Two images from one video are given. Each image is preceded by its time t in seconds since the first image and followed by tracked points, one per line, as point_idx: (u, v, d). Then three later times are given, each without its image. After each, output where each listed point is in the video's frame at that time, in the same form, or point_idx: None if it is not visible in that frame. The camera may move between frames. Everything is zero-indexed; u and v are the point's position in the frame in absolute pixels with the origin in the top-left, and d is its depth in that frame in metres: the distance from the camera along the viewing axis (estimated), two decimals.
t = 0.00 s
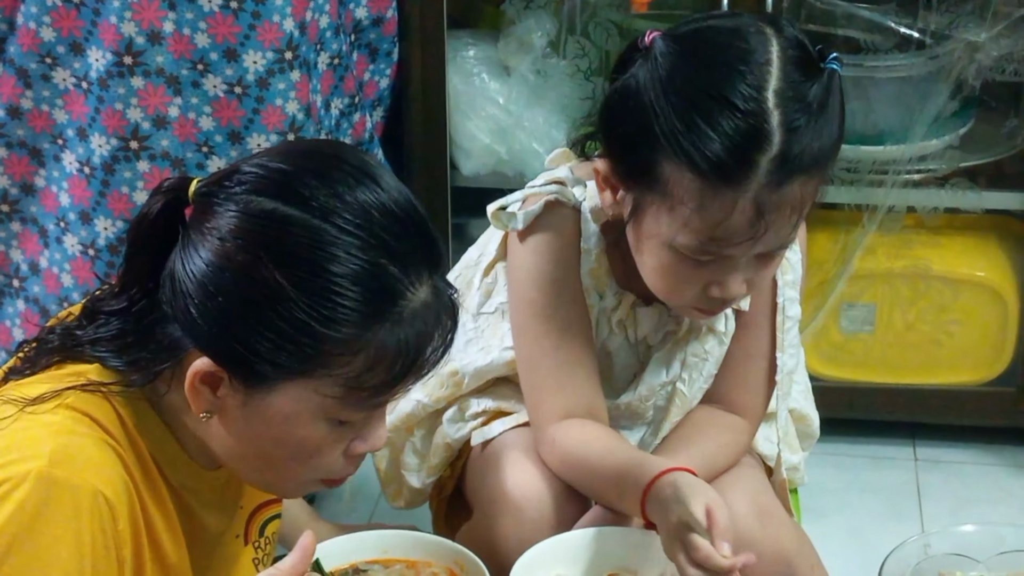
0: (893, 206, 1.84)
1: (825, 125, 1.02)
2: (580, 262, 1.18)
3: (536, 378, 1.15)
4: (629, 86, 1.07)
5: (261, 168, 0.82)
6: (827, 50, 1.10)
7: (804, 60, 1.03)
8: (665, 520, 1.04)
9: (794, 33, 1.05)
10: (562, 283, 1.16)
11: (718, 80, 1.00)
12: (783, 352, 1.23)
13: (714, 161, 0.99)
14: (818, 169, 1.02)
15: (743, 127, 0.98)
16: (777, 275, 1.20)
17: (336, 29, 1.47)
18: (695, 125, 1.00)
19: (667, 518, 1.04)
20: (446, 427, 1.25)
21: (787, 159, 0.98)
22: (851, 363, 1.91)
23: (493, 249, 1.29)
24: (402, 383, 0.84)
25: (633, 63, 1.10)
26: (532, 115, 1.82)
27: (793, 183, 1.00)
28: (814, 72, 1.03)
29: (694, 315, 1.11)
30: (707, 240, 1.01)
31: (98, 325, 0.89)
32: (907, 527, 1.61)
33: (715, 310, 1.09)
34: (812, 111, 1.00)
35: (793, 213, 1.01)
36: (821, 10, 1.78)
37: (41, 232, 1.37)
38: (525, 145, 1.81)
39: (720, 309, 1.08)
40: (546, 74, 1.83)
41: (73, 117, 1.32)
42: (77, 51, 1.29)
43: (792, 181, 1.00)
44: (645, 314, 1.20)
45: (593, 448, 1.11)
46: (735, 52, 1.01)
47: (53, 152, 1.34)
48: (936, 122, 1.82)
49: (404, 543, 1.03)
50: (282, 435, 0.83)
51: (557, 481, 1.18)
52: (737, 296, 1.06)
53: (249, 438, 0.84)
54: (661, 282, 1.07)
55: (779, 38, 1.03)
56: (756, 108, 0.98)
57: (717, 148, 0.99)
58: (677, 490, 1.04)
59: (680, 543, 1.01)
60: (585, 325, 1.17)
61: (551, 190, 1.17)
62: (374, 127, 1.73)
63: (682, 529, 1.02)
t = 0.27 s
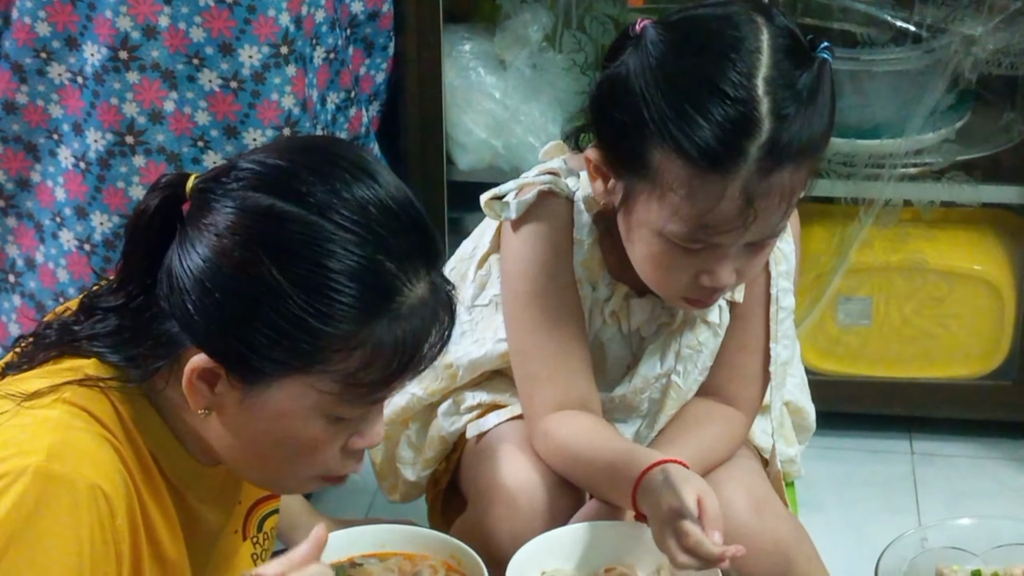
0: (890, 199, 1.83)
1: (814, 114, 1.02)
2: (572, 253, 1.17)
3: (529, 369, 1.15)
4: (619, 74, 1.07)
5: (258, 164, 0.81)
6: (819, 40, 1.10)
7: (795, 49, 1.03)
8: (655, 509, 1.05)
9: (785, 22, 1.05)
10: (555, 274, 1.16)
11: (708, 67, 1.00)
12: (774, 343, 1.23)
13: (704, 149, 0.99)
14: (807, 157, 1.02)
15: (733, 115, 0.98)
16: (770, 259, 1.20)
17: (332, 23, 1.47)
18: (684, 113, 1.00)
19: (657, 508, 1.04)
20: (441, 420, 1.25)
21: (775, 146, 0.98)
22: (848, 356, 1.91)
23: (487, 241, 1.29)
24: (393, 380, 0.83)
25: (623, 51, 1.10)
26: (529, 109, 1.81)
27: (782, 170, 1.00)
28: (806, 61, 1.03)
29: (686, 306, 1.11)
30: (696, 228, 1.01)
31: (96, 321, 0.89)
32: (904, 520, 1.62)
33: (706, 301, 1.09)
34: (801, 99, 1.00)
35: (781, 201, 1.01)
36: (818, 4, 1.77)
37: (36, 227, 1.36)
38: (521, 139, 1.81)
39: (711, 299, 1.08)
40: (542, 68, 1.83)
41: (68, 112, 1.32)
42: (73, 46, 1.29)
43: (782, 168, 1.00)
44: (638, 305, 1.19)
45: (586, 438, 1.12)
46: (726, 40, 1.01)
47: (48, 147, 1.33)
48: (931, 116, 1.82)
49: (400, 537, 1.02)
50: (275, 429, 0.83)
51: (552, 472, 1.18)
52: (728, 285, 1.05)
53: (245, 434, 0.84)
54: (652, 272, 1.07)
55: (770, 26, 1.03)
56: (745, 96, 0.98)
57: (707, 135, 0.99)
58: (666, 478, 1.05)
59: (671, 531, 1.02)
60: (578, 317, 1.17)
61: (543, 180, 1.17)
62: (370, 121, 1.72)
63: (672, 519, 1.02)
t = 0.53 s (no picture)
0: (887, 179, 1.83)
1: (813, 92, 1.01)
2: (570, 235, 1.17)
3: (527, 350, 1.15)
4: (616, 53, 1.06)
5: (232, 130, 0.84)
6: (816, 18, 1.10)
7: (792, 26, 1.02)
8: (675, 481, 1.03)
9: None
10: (553, 256, 1.16)
11: (706, 44, 1.00)
12: (774, 322, 1.23)
13: (703, 126, 0.99)
14: (806, 136, 1.01)
15: (732, 92, 0.98)
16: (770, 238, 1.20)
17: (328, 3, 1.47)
18: (683, 90, 1.00)
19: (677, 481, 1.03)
20: (439, 402, 1.25)
21: (774, 124, 0.98)
22: (846, 337, 1.92)
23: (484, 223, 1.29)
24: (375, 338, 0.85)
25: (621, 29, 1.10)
26: (525, 90, 1.80)
27: (781, 148, 1.00)
28: (803, 38, 1.02)
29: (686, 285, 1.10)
30: (696, 206, 1.00)
31: (76, 293, 0.91)
32: (900, 499, 1.62)
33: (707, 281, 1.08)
34: (800, 77, 1.00)
35: (781, 179, 1.01)
36: None
37: (33, 208, 1.35)
38: (517, 119, 1.80)
39: (711, 279, 1.08)
40: (540, 49, 1.81)
41: (64, 93, 1.31)
42: (67, 26, 1.28)
43: (781, 146, 0.99)
44: (636, 287, 1.19)
45: (585, 419, 1.11)
46: (722, 17, 1.01)
47: (44, 128, 1.33)
48: (929, 96, 1.82)
49: (398, 520, 1.01)
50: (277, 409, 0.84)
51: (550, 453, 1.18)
52: (727, 265, 1.05)
53: (229, 396, 0.86)
54: (650, 251, 1.06)
55: (768, 4, 1.02)
56: (744, 73, 0.98)
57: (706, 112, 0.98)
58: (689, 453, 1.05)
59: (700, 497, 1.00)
60: (576, 297, 1.17)
61: (539, 163, 1.17)
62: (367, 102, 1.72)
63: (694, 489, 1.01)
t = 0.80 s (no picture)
0: (879, 147, 1.83)
1: (808, 60, 1.01)
2: (563, 206, 1.17)
3: (521, 319, 1.15)
4: (612, 20, 1.05)
5: (188, 74, 0.81)
6: None
7: None
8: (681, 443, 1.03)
9: None
10: (546, 226, 1.16)
11: (702, 12, 0.99)
12: (768, 291, 1.24)
13: (699, 94, 0.98)
14: (801, 104, 1.01)
15: (728, 60, 0.97)
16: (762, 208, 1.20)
17: None
18: (679, 59, 0.99)
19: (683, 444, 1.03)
20: (432, 372, 1.25)
21: (769, 92, 0.97)
22: (838, 305, 1.92)
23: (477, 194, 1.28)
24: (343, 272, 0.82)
25: None
26: (517, 58, 1.78)
27: (777, 116, 0.99)
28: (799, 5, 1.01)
29: (681, 255, 1.10)
30: (692, 174, 1.00)
31: (42, 254, 0.87)
32: (894, 467, 1.64)
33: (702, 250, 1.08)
34: (795, 45, 0.99)
35: (776, 147, 1.00)
36: None
37: (23, 179, 1.30)
38: (509, 88, 1.79)
39: (706, 248, 1.07)
40: (531, 17, 1.78)
41: (53, 63, 1.28)
42: None
43: (776, 113, 0.99)
44: (630, 256, 1.19)
45: (580, 388, 1.11)
46: None
47: (34, 99, 1.29)
48: (923, 63, 1.81)
49: (392, 490, 1.00)
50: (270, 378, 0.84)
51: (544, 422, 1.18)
52: (722, 233, 1.04)
53: (214, 359, 0.84)
54: (645, 220, 1.06)
55: None
56: (740, 40, 0.97)
57: (703, 80, 0.98)
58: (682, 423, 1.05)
59: (717, 451, 0.99)
60: (570, 267, 1.16)
61: (531, 135, 1.17)
62: (358, 72, 1.70)
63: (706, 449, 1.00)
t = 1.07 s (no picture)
0: (871, 104, 1.83)
1: (791, 15, 0.99)
2: (553, 167, 1.16)
3: (512, 279, 1.14)
4: None
5: None
6: None
7: None
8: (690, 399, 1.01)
9: None
10: (536, 186, 1.15)
11: None
12: (756, 248, 1.23)
13: (683, 56, 0.97)
14: (786, 59, 0.99)
15: (711, 20, 0.96)
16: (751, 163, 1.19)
17: None
18: (661, 20, 0.98)
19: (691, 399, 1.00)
20: (423, 332, 1.25)
21: (753, 50, 0.96)
22: (829, 263, 1.92)
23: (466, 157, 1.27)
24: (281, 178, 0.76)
25: None
26: (507, 16, 1.76)
27: (760, 74, 0.98)
28: None
29: (670, 214, 1.09)
30: (677, 134, 0.99)
31: None
32: (884, 424, 1.64)
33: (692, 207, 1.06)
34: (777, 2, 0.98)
35: (761, 105, 0.99)
36: None
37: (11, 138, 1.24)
38: (499, 46, 1.77)
39: (696, 207, 1.06)
40: None
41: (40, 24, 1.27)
42: None
43: (760, 71, 0.98)
44: (621, 216, 1.19)
45: (569, 346, 1.11)
46: None
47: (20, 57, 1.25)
48: (914, 21, 1.80)
49: (382, 451, 0.99)
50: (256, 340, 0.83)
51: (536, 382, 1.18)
52: (710, 192, 1.03)
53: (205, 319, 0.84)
54: (632, 181, 1.05)
55: None
56: None
57: (686, 42, 0.97)
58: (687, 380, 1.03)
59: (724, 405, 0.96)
60: (559, 227, 1.16)
61: (518, 97, 1.16)
62: (347, 29, 1.73)
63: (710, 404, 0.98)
